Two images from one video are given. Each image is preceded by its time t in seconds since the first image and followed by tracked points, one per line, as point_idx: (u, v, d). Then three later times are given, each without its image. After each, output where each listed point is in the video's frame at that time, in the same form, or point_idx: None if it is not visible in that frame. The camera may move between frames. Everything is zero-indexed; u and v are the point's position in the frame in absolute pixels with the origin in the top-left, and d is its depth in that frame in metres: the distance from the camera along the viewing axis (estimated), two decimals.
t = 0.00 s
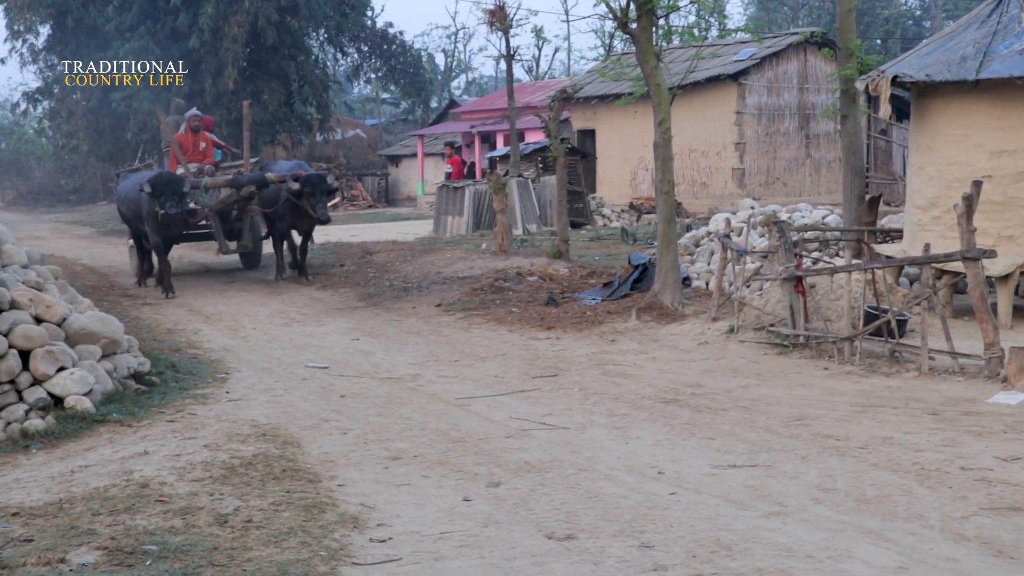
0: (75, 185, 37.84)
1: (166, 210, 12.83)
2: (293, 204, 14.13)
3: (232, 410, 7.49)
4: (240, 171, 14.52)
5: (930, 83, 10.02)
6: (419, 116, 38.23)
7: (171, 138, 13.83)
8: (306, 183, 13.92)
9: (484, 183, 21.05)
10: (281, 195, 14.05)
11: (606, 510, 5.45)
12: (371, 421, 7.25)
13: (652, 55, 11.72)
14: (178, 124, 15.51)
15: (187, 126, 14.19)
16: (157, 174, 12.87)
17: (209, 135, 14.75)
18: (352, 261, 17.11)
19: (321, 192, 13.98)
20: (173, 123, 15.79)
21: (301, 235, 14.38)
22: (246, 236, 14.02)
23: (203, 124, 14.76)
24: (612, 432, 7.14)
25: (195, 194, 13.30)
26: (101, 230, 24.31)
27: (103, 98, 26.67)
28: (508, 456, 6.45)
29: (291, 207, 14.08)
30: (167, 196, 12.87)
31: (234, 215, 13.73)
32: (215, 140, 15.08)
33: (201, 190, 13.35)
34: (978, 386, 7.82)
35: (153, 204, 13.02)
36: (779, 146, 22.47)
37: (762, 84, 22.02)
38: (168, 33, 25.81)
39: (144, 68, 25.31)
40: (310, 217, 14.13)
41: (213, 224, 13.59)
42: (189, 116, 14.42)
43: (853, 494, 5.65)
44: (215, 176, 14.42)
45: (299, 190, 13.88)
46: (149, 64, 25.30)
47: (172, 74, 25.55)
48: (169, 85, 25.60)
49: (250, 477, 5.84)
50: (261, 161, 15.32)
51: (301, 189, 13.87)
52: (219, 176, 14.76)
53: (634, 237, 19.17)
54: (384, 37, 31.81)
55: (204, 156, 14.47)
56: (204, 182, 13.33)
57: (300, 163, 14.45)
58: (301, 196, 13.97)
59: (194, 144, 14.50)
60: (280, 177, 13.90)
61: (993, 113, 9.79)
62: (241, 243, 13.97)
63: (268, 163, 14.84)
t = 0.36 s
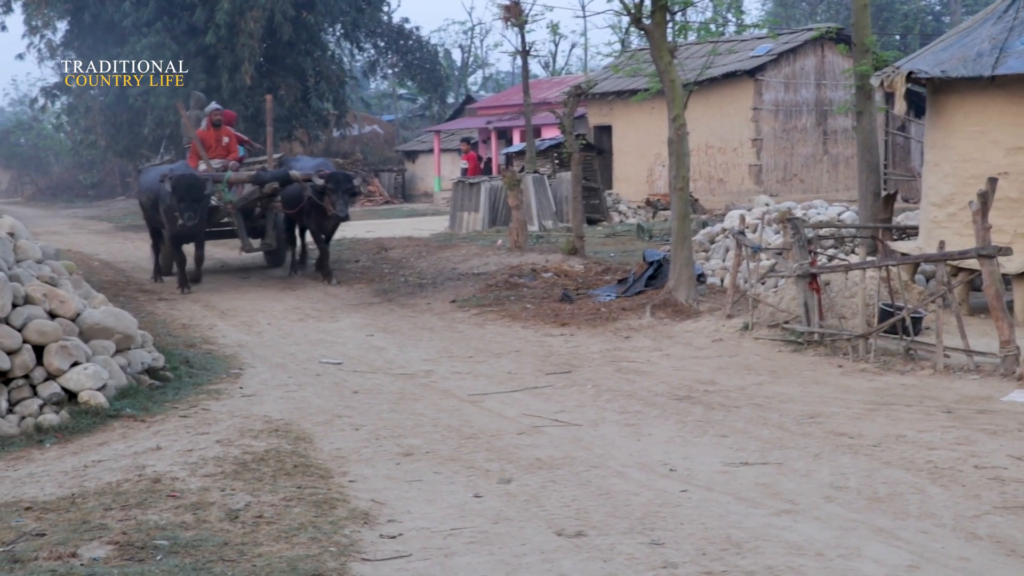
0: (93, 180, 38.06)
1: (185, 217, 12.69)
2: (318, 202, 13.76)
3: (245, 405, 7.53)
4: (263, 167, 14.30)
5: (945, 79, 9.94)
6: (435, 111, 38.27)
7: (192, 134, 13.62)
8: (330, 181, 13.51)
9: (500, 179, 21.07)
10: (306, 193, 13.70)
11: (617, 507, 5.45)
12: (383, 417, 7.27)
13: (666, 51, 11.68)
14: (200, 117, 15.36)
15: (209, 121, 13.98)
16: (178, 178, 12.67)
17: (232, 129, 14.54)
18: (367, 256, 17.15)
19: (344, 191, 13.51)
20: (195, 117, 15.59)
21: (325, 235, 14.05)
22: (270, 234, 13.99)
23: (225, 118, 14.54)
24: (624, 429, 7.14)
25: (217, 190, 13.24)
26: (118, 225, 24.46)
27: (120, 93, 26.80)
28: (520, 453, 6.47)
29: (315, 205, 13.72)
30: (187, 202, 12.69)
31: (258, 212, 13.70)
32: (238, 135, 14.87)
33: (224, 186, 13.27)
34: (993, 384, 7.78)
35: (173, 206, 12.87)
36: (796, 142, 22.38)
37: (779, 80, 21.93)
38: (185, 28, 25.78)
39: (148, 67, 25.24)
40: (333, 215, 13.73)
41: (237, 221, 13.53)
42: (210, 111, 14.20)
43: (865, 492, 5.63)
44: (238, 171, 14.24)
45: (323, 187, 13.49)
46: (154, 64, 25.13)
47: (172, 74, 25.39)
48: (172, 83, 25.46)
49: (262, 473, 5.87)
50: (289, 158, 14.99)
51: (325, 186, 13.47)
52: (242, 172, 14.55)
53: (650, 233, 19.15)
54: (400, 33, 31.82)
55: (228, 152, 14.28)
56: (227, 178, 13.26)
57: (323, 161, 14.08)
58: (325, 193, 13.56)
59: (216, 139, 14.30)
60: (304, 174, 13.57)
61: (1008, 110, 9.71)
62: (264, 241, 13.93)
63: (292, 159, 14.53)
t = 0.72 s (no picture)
0: (106, 178, 38.19)
1: (210, 212, 12.36)
2: (338, 199, 13.65)
3: (254, 404, 7.55)
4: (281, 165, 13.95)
5: (957, 78, 9.89)
6: (448, 110, 38.30)
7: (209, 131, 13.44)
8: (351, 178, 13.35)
9: (512, 178, 21.06)
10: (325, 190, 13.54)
11: (624, 506, 5.45)
12: (392, 416, 7.28)
13: (677, 50, 11.67)
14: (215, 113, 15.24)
15: (225, 118, 13.82)
16: (200, 174, 12.34)
17: (249, 127, 14.36)
18: (379, 255, 17.17)
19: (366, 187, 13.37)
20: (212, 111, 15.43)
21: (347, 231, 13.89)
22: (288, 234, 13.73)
23: (243, 115, 14.38)
24: (633, 428, 7.14)
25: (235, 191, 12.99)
26: (131, 223, 24.54)
27: (133, 92, 26.89)
28: (528, 452, 6.47)
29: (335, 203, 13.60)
30: (213, 198, 12.36)
31: (275, 212, 13.46)
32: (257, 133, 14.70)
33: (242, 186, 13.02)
34: (1004, 385, 7.74)
35: (196, 202, 12.53)
36: (809, 142, 22.31)
37: (791, 79, 21.87)
38: (197, 26, 25.81)
39: (166, 66, 25.36)
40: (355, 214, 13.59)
41: (254, 222, 13.40)
42: (227, 107, 14.05)
43: (874, 493, 5.62)
44: (256, 170, 13.97)
45: (344, 185, 13.32)
46: (171, 62, 25.29)
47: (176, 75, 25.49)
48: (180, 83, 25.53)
49: (269, 471, 5.89)
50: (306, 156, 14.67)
51: (346, 184, 13.33)
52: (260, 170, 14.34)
53: (662, 233, 19.12)
54: (412, 31, 31.84)
55: (245, 149, 14.08)
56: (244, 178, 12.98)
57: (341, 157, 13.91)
58: (346, 192, 13.43)
59: (233, 136, 14.12)
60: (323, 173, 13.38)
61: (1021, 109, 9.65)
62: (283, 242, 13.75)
63: (309, 158, 14.28)
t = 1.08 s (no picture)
0: (113, 178, 38.27)
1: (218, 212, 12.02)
2: (358, 205, 13.14)
3: (258, 404, 7.56)
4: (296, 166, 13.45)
5: (962, 79, 9.86)
6: (454, 110, 38.33)
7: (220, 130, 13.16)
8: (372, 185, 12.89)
9: (517, 179, 21.08)
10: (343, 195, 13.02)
11: (627, 508, 5.45)
12: (396, 417, 7.28)
13: (682, 51, 11.67)
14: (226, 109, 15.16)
15: (237, 117, 13.53)
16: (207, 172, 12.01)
17: (262, 125, 14.08)
18: (384, 256, 17.19)
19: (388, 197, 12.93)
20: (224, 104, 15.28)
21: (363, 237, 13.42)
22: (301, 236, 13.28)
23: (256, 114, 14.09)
24: (637, 430, 7.14)
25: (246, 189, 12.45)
26: (137, 223, 24.58)
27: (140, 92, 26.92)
28: (532, 453, 6.47)
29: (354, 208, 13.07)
30: (220, 196, 12.00)
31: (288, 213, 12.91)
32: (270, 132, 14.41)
33: (254, 186, 12.48)
34: (1008, 388, 7.72)
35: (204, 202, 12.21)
36: (814, 144, 22.29)
37: (797, 81, 21.84)
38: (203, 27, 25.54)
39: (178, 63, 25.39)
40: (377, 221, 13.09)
41: (266, 222, 12.82)
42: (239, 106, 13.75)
43: (877, 495, 5.61)
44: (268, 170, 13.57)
45: (365, 192, 12.85)
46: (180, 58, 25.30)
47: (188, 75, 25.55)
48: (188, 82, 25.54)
49: (273, 471, 5.90)
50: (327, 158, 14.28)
51: (367, 193, 12.86)
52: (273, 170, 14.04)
53: (667, 234, 19.11)
54: (419, 32, 31.85)
55: (257, 149, 13.79)
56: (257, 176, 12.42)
57: (363, 159, 13.52)
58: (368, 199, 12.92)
59: (245, 136, 13.84)
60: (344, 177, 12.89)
61: None
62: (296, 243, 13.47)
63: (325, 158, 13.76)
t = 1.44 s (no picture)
0: (110, 180, 38.25)
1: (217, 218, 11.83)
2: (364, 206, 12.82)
3: (256, 407, 7.55)
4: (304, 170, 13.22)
5: (960, 84, 9.87)
6: (451, 113, 38.34)
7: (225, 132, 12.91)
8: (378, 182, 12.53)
9: (515, 182, 21.09)
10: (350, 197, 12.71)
11: (626, 512, 5.44)
12: (394, 420, 7.28)
13: (681, 54, 11.67)
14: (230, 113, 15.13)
15: (242, 119, 13.27)
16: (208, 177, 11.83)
17: (268, 126, 13.80)
18: (382, 258, 17.18)
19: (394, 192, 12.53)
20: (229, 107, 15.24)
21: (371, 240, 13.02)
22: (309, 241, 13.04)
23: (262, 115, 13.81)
24: (635, 433, 7.14)
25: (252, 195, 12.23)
26: (134, 225, 24.56)
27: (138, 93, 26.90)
28: (530, 457, 6.46)
29: (361, 208, 12.70)
30: (216, 201, 11.83)
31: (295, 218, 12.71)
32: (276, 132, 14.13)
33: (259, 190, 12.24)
34: (1005, 393, 7.71)
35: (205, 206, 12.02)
36: (811, 147, 22.31)
37: (794, 85, 21.87)
38: (202, 29, 25.80)
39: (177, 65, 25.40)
40: (383, 219, 12.77)
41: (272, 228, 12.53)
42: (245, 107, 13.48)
43: (876, 499, 5.61)
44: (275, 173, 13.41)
45: (370, 189, 12.48)
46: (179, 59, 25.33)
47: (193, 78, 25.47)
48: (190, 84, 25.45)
49: (271, 474, 5.89)
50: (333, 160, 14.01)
51: (373, 188, 12.48)
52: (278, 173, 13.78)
53: (664, 238, 19.12)
54: (417, 35, 31.85)
55: (262, 152, 13.55)
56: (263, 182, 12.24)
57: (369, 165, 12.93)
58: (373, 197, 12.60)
59: (250, 137, 13.57)
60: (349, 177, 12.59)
61: None
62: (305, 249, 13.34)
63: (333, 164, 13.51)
